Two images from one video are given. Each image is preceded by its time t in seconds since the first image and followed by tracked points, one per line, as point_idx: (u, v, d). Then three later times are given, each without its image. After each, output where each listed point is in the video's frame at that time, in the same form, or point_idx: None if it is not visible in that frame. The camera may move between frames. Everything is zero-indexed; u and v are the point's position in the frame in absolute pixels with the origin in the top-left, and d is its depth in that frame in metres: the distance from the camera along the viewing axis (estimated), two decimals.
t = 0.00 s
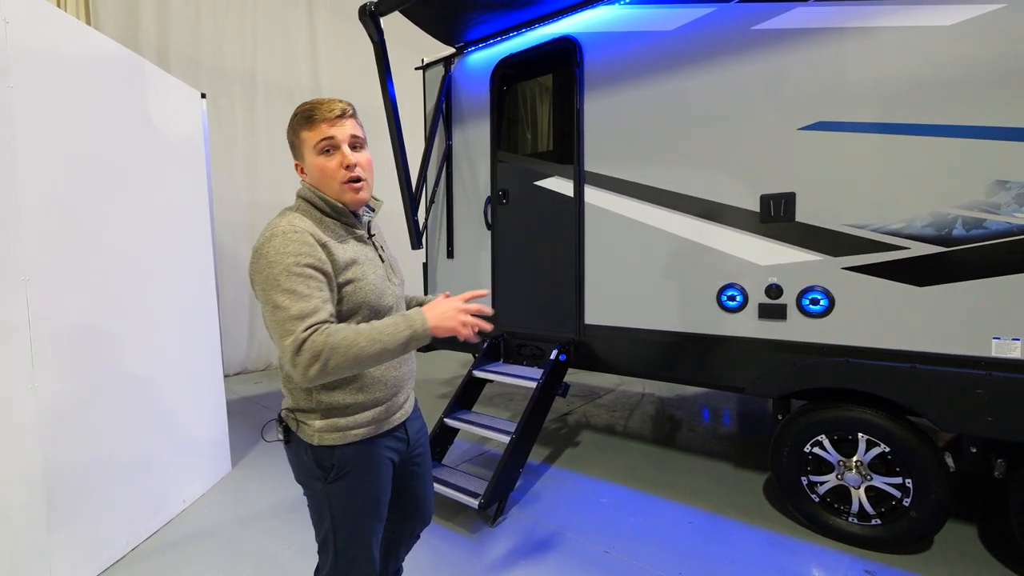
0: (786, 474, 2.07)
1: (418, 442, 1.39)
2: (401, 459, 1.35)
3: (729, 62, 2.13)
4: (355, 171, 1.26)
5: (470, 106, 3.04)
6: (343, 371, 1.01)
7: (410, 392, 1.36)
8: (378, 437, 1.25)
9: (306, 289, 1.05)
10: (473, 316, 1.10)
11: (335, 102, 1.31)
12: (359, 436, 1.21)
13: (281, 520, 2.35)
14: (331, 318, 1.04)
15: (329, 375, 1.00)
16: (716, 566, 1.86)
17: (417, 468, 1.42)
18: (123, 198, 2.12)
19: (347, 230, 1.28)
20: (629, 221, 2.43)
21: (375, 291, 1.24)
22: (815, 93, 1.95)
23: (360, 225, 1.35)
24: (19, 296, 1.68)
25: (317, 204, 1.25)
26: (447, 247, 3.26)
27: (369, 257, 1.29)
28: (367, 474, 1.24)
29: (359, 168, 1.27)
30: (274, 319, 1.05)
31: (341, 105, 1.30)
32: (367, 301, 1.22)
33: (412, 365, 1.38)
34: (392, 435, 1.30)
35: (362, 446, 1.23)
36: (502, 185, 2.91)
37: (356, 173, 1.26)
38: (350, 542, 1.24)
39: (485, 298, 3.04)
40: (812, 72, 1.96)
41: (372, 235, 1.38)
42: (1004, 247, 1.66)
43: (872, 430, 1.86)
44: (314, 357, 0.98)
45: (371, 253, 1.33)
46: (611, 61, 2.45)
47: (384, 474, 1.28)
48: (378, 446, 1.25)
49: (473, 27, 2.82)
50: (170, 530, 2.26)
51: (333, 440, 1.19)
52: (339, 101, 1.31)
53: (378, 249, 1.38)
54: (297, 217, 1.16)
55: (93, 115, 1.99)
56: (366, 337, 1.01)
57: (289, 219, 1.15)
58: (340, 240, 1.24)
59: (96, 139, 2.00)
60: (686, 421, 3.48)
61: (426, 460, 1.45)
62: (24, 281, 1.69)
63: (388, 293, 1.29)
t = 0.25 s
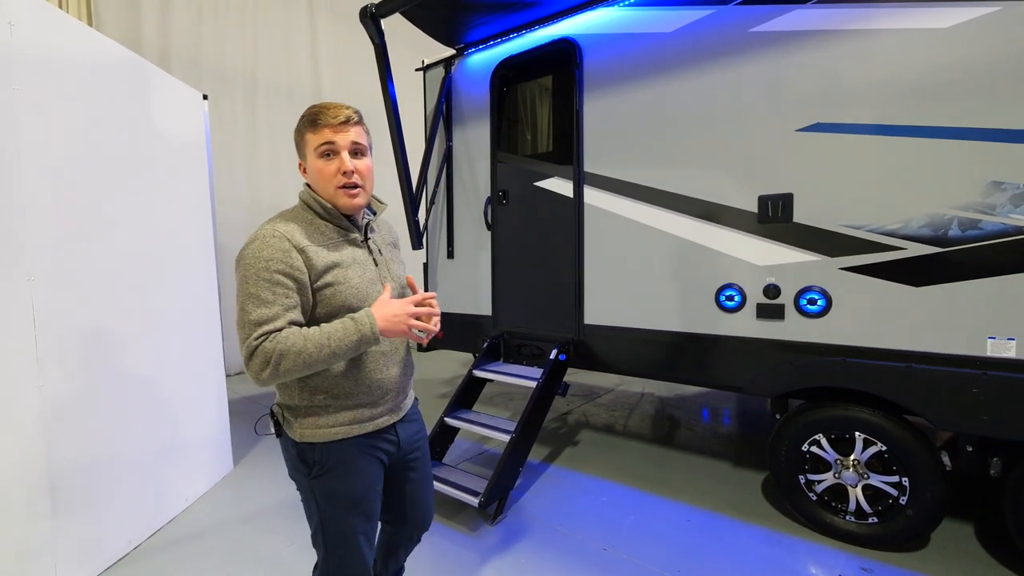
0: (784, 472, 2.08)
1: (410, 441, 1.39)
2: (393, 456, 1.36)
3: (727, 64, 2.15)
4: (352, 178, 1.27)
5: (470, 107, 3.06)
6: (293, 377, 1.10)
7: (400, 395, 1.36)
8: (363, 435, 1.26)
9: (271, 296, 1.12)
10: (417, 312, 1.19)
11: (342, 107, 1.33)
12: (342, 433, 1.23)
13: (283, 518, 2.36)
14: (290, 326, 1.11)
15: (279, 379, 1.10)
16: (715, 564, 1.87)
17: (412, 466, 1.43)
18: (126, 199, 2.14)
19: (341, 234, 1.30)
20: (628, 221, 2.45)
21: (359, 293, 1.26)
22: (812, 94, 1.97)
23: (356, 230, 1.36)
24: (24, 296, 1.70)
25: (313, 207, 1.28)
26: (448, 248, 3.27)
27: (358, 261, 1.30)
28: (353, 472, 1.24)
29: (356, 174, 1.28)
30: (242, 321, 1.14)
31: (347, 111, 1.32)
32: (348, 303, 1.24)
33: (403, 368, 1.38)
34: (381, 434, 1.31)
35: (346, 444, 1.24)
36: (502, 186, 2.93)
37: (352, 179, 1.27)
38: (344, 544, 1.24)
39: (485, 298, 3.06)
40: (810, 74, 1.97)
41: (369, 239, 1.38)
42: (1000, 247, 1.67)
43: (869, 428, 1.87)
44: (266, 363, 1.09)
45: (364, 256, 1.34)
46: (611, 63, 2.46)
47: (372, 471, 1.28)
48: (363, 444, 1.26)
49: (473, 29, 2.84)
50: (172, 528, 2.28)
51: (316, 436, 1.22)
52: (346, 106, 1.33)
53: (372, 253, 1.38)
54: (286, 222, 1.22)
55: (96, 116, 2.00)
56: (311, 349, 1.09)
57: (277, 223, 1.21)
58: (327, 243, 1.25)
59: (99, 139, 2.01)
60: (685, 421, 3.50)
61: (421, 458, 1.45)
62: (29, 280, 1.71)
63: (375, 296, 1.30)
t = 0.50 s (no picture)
0: (782, 471, 2.11)
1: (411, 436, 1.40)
2: (394, 453, 1.37)
3: (726, 67, 2.17)
4: (357, 180, 1.29)
5: (471, 109, 3.09)
6: (290, 369, 1.14)
7: (402, 392, 1.37)
8: (362, 431, 1.28)
9: (273, 292, 1.15)
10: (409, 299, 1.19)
11: (349, 115, 1.36)
12: (340, 426, 1.25)
13: (287, 516, 2.39)
14: (290, 320, 1.14)
15: (278, 371, 1.14)
16: (714, 561, 1.90)
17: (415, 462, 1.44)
18: (132, 200, 2.16)
19: (347, 236, 1.33)
20: (628, 222, 2.47)
21: (359, 292, 1.29)
22: (809, 97, 2.00)
23: (362, 232, 1.37)
24: (34, 296, 1.72)
25: (321, 210, 1.31)
26: (449, 248, 3.30)
27: (361, 262, 1.32)
28: (350, 466, 1.26)
29: (362, 177, 1.30)
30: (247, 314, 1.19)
31: (353, 117, 1.35)
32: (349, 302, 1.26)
33: (406, 366, 1.39)
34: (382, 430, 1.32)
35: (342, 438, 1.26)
36: (503, 187, 2.95)
37: (358, 182, 1.29)
38: (344, 538, 1.28)
39: (486, 299, 3.09)
40: (807, 77, 2.00)
41: (375, 241, 1.39)
42: (993, 249, 1.70)
43: (865, 427, 1.90)
44: (266, 355, 1.13)
45: (368, 257, 1.35)
46: (610, 66, 2.49)
47: (370, 466, 1.30)
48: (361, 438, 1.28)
49: (473, 31, 2.87)
50: (177, 525, 2.31)
51: (316, 427, 1.26)
52: (353, 114, 1.36)
53: (378, 254, 1.39)
54: (292, 223, 1.26)
55: (102, 118, 2.03)
56: (307, 341, 1.11)
57: (283, 223, 1.25)
58: (330, 244, 1.28)
59: (106, 141, 2.04)
60: (684, 420, 3.52)
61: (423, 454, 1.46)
62: (39, 281, 1.74)
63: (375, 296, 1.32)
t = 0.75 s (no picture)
0: (782, 469, 2.13)
1: (424, 432, 1.43)
2: (411, 443, 1.40)
3: (726, 70, 2.20)
4: (384, 189, 1.33)
5: (474, 111, 3.11)
6: (297, 357, 1.21)
7: (422, 385, 1.40)
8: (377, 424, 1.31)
9: (292, 287, 1.24)
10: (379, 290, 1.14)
11: (378, 126, 1.40)
12: (360, 414, 1.30)
13: (292, 514, 2.42)
14: (299, 313, 1.21)
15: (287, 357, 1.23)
16: (714, 558, 1.92)
17: (425, 458, 1.47)
18: (141, 202, 2.19)
19: (372, 237, 1.38)
20: (629, 223, 2.50)
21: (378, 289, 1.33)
22: (808, 100, 2.02)
23: (386, 234, 1.42)
24: (47, 296, 1.76)
25: (348, 215, 1.37)
26: (452, 249, 3.32)
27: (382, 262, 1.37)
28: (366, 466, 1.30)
29: (389, 186, 1.34)
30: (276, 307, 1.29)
31: (381, 128, 1.39)
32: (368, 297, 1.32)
33: (427, 360, 1.42)
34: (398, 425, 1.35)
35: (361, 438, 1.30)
36: (506, 188, 2.98)
37: (386, 190, 1.33)
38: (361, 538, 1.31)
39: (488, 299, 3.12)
40: (806, 81, 2.02)
41: (397, 242, 1.44)
42: (989, 250, 1.73)
43: (864, 426, 1.93)
44: (278, 342, 1.22)
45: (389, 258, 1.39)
46: (612, 69, 2.51)
47: (388, 464, 1.33)
48: (380, 434, 1.32)
49: (476, 34, 2.90)
50: (185, 523, 2.34)
51: (338, 413, 1.31)
52: (381, 125, 1.40)
53: (399, 255, 1.43)
54: (320, 223, 1.33)
55: (113, 121, 2.06)
56: (304, 332, 1.17)
57: (315, 224, 1.33)
58: (354, 243, 1.33)
59: (116, 144, 2.07)
60: (685, 419, 3.55)
61: (434, 451, 1.50)
62: (52, 281, 1.77)
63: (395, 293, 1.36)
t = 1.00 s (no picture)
0: (780, 466, 2.18)
1: (440, 423, 1.52)
2: (431, 430, 1.49)
3: (725, 76, 2.24)
4: (414, 200, 1.48)
5: (477, 115, 3.16)
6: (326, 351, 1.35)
7: (441, 377, 1.49)
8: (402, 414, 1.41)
9: (323, 287, 1.37)
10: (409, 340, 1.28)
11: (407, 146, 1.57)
12: (385, 402, 1.40)
13: (300, 511, 2.47)
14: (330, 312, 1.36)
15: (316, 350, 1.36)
16: (713, 553, 1.97)
17: (438, 447, 1.56)
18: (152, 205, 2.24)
19: (401, 244, 1.49)
20: (630, 226, 2.55)
21: (403, 291, 1.43)
22: (805, 106, 2.07)
23: (412, 241, 1.53)
24: (64, 298, 1.80)
25: (380, 223, 1.50)
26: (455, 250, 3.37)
27: (409, 266, 1.47)
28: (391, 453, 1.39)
29: (418, 196, 1.49)
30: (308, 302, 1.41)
31: (412, 146, 1.54)
32: (394, 297, 1.43)
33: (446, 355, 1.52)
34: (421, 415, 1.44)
35: (388, 426, 1.40)
36: (508, 191, 3.02)
37: (415, 200, 1.47)
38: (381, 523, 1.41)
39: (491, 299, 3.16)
40: (803, 87, 2.07)
41: (422, 249, 1.55)
42: (981, 252, 1.77)
43: (859, 423, 1.97)
44: (308, 335, 1.35)
45: (415, 262, 1.50)
46: (613, 74, 2.56)
47: (411, 452, 1.42)
48: (406, 423, 1.41)
49: (479, 39, 2.94)
50: (194, 519, 2.38)
51: (365, 402, 1.41)
52: (410, 145, 1.56)
53: (424, 260, 1.53)
54: (357, 228, 1.46)
55: (126, 126, 2.11)
56: (334, 332, 1.31)
57: (350, 230, 1.45)
58: (385, 248, 1.45)
59: (128, 149, 2.12)
60: (685, 418, 3.60)
61: (447, 440, 1.59)
62: (68, 283, 1.82)
63: (419, 294, 1.46)
